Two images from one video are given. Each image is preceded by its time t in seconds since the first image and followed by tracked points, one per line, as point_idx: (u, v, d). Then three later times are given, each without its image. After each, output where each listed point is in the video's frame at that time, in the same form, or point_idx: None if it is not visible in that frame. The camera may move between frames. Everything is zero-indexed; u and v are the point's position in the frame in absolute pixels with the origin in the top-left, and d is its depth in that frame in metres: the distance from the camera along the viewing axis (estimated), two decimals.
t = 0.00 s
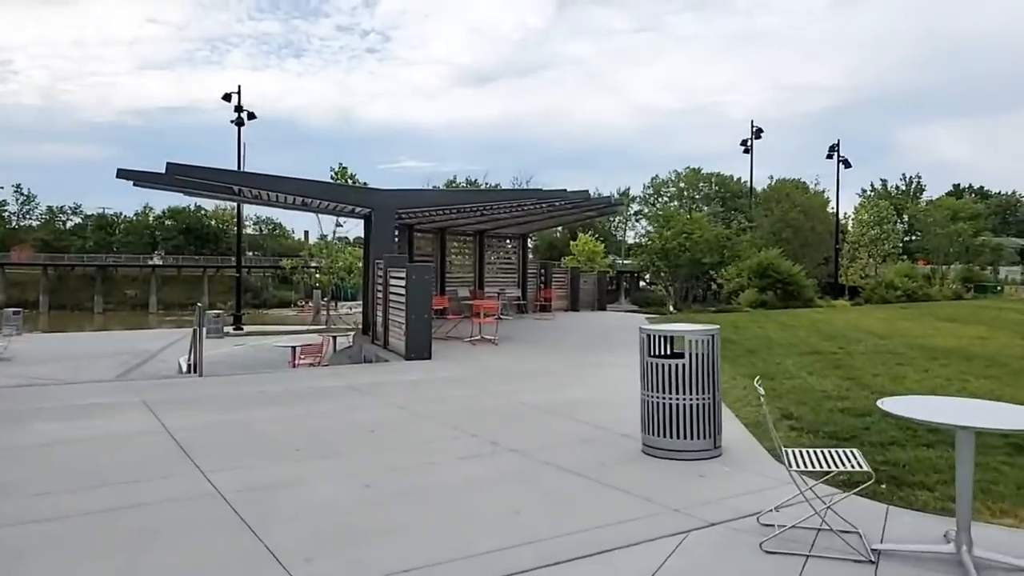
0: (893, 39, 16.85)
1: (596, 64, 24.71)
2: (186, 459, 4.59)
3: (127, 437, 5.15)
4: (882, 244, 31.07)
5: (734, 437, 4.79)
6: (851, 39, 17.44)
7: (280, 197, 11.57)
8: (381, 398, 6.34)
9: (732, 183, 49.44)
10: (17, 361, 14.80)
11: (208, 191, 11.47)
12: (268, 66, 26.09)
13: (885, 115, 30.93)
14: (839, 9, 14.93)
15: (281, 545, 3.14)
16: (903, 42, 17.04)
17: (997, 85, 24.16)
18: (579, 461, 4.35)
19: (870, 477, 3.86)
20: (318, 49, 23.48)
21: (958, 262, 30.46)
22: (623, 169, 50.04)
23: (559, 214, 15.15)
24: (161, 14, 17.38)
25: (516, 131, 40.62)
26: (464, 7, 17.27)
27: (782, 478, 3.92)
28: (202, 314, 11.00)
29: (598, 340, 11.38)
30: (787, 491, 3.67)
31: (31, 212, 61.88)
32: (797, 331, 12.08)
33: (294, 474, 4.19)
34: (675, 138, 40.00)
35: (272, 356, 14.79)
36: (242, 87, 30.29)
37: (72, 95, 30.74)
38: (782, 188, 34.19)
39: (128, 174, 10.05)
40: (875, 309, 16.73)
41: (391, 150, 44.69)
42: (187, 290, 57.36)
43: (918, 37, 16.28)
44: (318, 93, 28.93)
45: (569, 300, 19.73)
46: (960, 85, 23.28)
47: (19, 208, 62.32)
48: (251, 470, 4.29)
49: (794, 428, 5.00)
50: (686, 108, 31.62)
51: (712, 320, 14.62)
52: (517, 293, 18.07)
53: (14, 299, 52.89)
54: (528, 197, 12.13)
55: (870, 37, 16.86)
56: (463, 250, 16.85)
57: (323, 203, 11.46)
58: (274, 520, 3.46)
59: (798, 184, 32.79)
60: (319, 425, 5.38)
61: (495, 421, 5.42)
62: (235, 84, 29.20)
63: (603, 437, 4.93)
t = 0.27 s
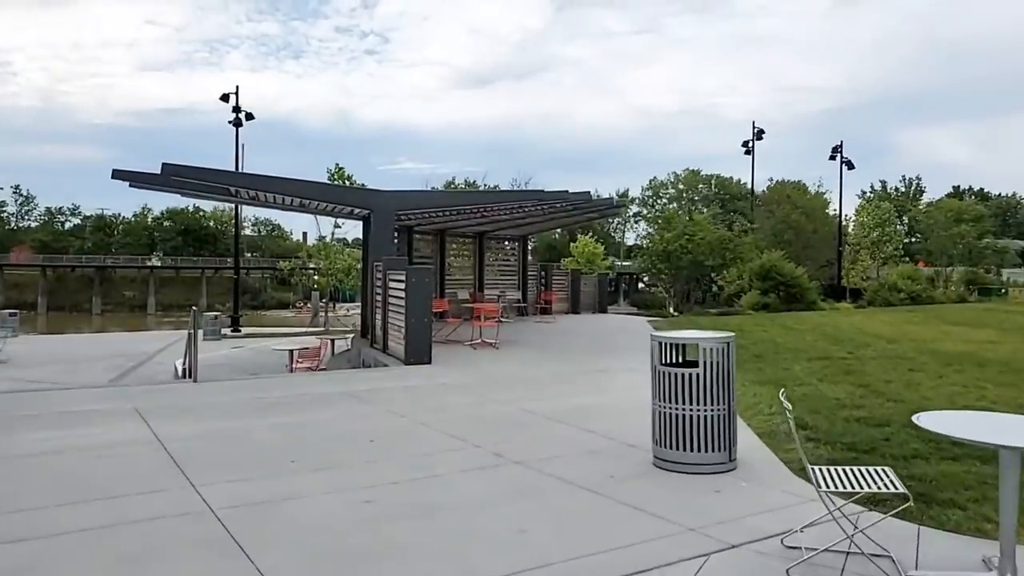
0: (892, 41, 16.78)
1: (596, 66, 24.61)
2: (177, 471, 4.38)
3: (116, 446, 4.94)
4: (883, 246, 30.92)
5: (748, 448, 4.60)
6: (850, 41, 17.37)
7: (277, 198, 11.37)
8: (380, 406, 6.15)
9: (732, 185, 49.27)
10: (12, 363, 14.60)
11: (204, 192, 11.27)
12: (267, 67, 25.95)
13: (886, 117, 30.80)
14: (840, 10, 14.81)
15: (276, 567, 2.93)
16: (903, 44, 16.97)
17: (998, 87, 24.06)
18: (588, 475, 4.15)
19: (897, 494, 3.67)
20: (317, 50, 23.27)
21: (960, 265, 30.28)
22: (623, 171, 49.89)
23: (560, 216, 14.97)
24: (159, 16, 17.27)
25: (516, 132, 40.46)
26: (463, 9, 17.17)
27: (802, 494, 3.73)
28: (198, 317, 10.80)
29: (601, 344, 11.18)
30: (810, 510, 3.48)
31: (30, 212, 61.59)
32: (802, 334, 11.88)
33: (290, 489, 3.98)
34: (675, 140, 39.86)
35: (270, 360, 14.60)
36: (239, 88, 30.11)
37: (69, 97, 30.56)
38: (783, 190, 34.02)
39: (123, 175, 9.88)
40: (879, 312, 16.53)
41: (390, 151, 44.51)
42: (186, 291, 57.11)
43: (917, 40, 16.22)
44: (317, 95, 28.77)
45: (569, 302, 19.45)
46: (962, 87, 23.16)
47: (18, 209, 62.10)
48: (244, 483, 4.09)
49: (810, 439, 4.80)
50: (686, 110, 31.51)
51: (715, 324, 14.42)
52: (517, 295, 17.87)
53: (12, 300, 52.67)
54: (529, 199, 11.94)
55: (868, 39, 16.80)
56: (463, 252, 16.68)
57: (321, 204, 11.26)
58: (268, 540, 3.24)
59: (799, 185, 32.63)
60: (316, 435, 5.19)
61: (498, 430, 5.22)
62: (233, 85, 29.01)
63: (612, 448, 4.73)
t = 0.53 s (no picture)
0: (891, 44, 16.72)
1: (596, 67, 24.53)
2: (166, 479, 4.16)
3: (103, 453, 4.73)
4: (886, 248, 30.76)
5: (763, 456, 4.39)
6: (849, 43, 17.30)
7: (276, 198, 11.18)
8: (378, 410, 5.94)
9: (732, 187, 49.12)
10: (7, 365, 14.40)
11: (201, 192, 11.09)
12: (267, 69, 25.84)
13: (888, 119, 30.67)
14: (841, 11, 14.71)
15: None
16: (904, 47, 16.89)
17: (1001, 89, 23.95)
18: (596, 485, 3.94)
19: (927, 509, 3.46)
20: (319, 53, 23.14)
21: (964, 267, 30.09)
22: (624, 172, 49.77)
23: (561, 216, 14.77)
24: (160, 17, 17.17)
25: (516, 135, 40.32)
26: (462, 10, 17.08)
27: (824, 506, 3.53)
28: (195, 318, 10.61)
29: (604, 346, 10.99)
30: (834, 525, 3.28)
31: (30, 214, 61.40)
32: (808, 337, 11.69)
33: (284, 498, 3.76)
34: (677, 142, 39.72)
35: (268, 362, 14.40)
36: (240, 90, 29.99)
37: (70, 99, 30.45)
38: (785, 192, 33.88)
39: (118, 173, 9.70)
40: (884, 314, 16.35)
41: (390, 153, 44.35)
42: (186, 293, 56.92)
43: (916, 42, 16.15)
44: (318, 97, 28.64)
45: (571, 304, 19.14)
46: (964, 89, 23.05)
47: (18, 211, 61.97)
48: (235, 492, 3.88)
49: (826, 447, 4.60)
50: (688, 112, 31.39)
51: (719, 326, 14.22)
52: (518, 297, 17.68)
53: (12, 302, 52.52)
54: (531, 199, 11.74)
55: (867, 41, 16.74)
56: (464, 252, 16.50)
57: (320, 204, 11.08)
58: (258, 555, 3.03)
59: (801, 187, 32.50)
60: (311, 441, 4.98)
61: (501, 436, 5.02)
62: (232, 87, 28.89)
63: (620, 455, 4.53)
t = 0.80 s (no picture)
0: (888, 47, 16.69)
1: (596, 70, 24.45)
2: (154, 493, 3.95)
3: (90, 465, 4.51)
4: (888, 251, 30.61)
5: (783, 469, 4.19)
6: (848, 46, 17.25)
7: (274, 200, 11.00)
8: (378, 419, 5.73)
9: (733, 190, 48.97)
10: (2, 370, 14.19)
11: (198, 194, 10.90)
12: (267, 72, 25.73)
13: (889, 123, 30.57)
14: (841, 14, 14.63)
15: None
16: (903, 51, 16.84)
17: (1002, 91, 23.87)
18: (609, 501, 3.73)
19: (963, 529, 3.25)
20: (318, 56, 22.97)
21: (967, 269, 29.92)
22: (624, 175, 49.64)
23: (564, 218, 14.56)
24: (158, 19, 17.05)
25: (516, 137, 40.17)
26: (461, 13, 17.01)
27: (853, 524, 3.32)
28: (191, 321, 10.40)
29: (608, 351, 10.78)
30: (865, 547, 3.07)
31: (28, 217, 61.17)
32: (815, 341, 11.49)
33: (279, 515, 3.55)
34: (677, 144, 39.60)
35: (266, 367, 14.17)
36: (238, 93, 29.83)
37: (69, 103, 30.33)
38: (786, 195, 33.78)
39: (113, 175, 9.51)
40: (890, 317, 16.15)
41: (389, 156, 44.21)
42: (185, 295, 56.70)
43: (914, 46, 16.15)
44: (317, 100, 28.49)
45: (573, 308, 18.91)
46: (965, 92, 22.95)
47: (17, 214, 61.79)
48: (227, 509, 3.66)
49: (847, 459, 4.40)
50: (688, 115, 31.31)
51: (723, 330, 14.01)
52: (520, 300, 17.46)
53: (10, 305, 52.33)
54: (534, 201, 11.54)
55: (866, 44, 16.70)
56: (464, 255, 16.31)
57: (318, 206, 10.89)
58: None
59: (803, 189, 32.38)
60: (308, 452, 4.77)
61: (506, 447, 4.81)
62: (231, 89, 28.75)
63: (632, 468, 4.32)
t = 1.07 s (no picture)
0: (887, 49, 16.65)
1: (597, 72, 24.36)
2: (146, 504, 3.74)
3: (80, 472, 4.30)
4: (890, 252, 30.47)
5: (806, 476, 4.00)
6: (848, 48, 17.21)
7: (274, 198, 10.80)
8: (381, 422, 5.54)
9: (734, 191, 48.84)
10: None
11: (197, 192, 10.72)
12: (267, 73, 25.57)
13: (890, 125, 30.45)
14: (841, 17, 14.58)
15: None
16: (902, 53, 16.81)
17: (1003, 94, 23.79)
18: (627, 513, 3.53)
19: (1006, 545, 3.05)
20: (318, 57, 22.82)
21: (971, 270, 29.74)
22: (625, 176, 49.50)
23: (568, 218, 14.36)
24: (158, 20, 16.99)
25: (516, 138, 40.03)
26: (461, 14, 16.94)
27: (889, 539, 3.13)
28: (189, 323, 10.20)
29: (613, 353, 10.57)
30: (907, 563, 2.87)
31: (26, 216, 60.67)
32: (824, 343, 11.31)
33: (280, 527, 3.35)
34: (678, 146, 39.45)
35: (266, 369, 13.96)
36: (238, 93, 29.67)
37: (68, 104, 30.16)
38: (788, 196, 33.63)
39: (108, 172, 9.32)
40: (896, 319, 15.99)
41: (389, 157, 44.07)
42: (184, 295, 56.45)
43: (913, 48, 16.11)
44: (317, 101, 28.35)
45: (576, 309, 18.71)
46: (966, 95, 22.87)
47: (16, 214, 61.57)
48: (225, 519, 3.47)
49: (874, 467, 4.21)
50: (690, 116, 31.17)
51: (729, 330, 13.81)
52: (523, 301, 17.26)
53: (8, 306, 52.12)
54: (539, 200, 11.35)
55: (864, 46, 16.67)
56: (467, 256, 16.13)
57: (320, 204, 10.69)
58: None
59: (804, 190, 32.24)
60: (309, 458, 4.58)
61: (515, 453, 4.62)
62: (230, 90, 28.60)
63: (648, 476, 4.13)
